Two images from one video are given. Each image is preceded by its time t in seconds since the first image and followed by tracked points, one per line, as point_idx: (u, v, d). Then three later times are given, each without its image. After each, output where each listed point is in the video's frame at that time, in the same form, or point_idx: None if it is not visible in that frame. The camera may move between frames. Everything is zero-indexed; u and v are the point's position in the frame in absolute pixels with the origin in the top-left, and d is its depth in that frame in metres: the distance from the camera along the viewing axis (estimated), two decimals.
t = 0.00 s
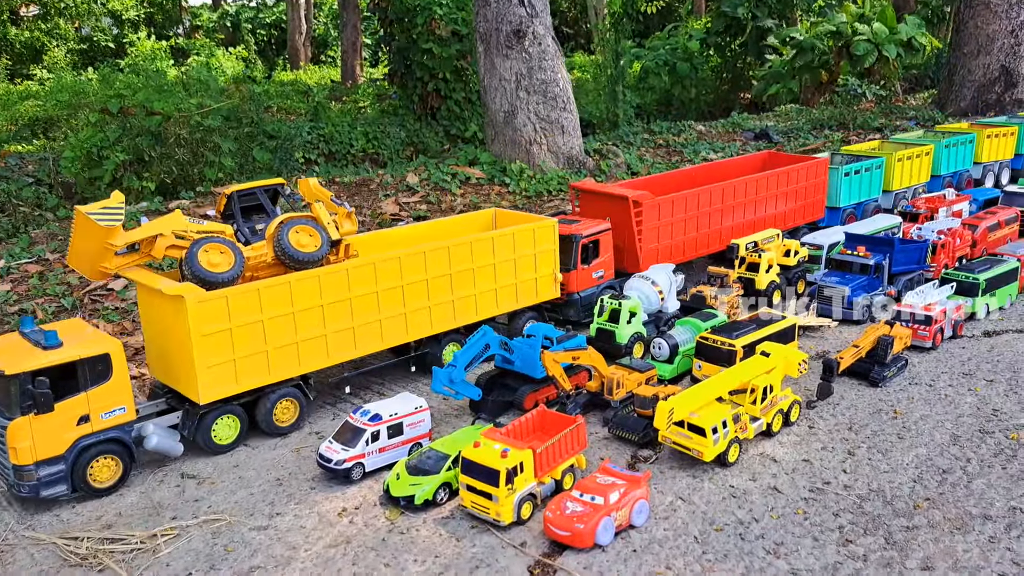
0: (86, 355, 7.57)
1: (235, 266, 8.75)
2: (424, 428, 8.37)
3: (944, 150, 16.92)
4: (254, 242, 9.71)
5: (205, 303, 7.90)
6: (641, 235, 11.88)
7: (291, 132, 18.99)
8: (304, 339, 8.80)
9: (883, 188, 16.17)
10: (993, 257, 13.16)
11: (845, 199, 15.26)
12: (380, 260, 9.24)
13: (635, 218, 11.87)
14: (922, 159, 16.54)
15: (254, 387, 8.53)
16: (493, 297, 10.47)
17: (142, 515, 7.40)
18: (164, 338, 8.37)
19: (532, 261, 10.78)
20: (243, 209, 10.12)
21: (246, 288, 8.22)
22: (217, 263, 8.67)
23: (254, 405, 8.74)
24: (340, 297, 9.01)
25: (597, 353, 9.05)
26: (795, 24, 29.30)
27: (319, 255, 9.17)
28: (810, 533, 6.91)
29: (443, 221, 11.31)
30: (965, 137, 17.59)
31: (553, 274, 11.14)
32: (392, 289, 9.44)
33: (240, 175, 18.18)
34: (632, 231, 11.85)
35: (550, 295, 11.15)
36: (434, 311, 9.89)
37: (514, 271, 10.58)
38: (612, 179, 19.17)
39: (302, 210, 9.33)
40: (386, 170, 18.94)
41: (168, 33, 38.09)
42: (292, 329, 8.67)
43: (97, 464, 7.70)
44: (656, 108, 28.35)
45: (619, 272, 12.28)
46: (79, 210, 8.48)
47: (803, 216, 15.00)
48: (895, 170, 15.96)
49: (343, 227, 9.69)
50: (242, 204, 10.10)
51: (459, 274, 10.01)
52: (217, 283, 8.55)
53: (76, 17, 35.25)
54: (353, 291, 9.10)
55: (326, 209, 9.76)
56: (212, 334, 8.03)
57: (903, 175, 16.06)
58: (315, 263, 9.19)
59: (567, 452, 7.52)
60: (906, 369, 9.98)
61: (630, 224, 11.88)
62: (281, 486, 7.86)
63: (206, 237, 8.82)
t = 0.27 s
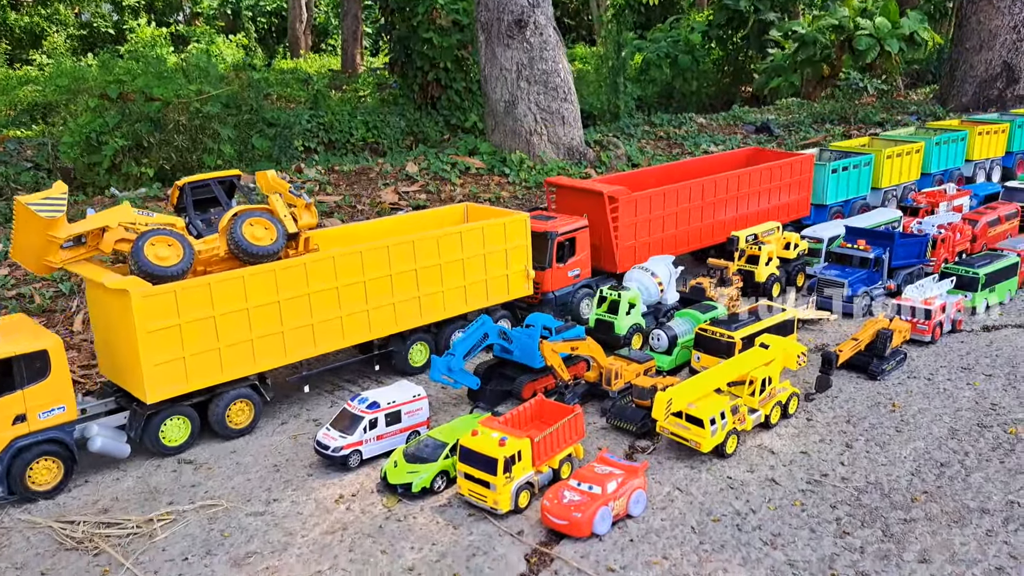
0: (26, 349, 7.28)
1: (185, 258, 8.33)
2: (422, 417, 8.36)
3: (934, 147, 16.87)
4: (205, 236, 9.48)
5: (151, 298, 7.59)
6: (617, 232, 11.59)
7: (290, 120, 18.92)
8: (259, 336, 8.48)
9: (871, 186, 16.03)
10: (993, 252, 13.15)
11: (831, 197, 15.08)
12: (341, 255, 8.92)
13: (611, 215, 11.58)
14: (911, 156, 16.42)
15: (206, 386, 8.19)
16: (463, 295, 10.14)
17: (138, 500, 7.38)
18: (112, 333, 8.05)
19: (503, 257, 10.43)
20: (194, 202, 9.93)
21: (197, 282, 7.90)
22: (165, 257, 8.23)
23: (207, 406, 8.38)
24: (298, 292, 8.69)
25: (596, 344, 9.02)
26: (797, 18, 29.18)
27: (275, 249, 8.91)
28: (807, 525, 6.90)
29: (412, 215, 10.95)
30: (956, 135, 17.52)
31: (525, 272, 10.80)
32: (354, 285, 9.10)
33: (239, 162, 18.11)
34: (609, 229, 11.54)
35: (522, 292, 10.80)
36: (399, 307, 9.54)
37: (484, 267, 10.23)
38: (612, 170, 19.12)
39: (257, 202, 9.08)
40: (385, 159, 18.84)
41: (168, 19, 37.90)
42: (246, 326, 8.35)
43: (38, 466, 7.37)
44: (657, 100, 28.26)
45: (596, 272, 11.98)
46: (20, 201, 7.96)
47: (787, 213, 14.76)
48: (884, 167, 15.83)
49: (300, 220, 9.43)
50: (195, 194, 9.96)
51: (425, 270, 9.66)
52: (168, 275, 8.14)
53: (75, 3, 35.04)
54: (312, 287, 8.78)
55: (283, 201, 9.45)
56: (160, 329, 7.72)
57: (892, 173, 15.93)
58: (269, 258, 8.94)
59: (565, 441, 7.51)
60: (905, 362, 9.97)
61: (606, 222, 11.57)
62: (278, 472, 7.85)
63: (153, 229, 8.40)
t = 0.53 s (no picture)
0: None
1: (148, 245, 7.82)
2: (431, 400, 8.23)
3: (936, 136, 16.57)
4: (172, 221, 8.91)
5: (109, 287, 7.20)
6: (607, 222, 11.38)
7: (292, 100, 18.67)
8: (228, 328, 8.10)
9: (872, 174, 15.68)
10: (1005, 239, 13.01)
11: (830, 184, 14.75)
12: (315, 243, 8.53)
13: (602, 203, 11.37)
14: (913, 145, 16.07)
15: (169, 380, 7.81)
16: (445, 286, 9.73)
17: (144, 481, 7.26)
18: (72, 323, 7.68)
19: (488, 247, 10.01)
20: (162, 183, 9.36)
21: (159, 271, 7.51)
22: (127, 244, 7.71)
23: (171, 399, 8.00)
24: (269, 282, 8.31)
25: (608, 328, 8.88)
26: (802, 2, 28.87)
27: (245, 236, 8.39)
28: (825, 513, 6.80)
29: (394, 200, 10.52)
30: (957, 123, 17.21)
31: (511, 261, 10.38)
32: (329, 274, 8.71)
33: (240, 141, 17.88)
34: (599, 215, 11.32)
35: (508, 282, 10.39)
36: (377, 299, 9.14)
37: (468, 257, 9.82)
38: (617, 154, 18.93)
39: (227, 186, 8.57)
40: (387, 140, 18.60)
41: None
42: (212, 317, 7.97)
43: None
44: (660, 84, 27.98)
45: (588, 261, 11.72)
46: None
47: (784, 202, 14.48)
48: (885, 155, 15.42)
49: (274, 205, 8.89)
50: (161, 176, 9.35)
51: (405, 259, 9.26)
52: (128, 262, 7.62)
53: None
54: (284, 277, 8.40)
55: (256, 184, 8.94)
56: (121, 321, 7.35)
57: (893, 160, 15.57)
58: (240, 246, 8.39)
59: (577, 427, 7.38)
60: (919, 350, 9.86)
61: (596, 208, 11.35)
62: (286, 455, 7.74)
63: (114, 214, 7.88)
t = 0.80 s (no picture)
0: None
1: (117, 236, 7.33)
2: (449, 389, 8.01)
3: (946, 118, 16.25)
4: (143, 210, 8.35)
5: (74, 281, 6.71)
6: (607, 207, 10.77)
7: (295, 80, 18.34)
8: (205, 324, 7.61)
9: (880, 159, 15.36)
10: None
11: (836, 169, 14.32)
12: (297, 233, 8.00)
13: (601, 187, 10.74)
14: (922, 128, 15.74)
15: (142, 379, 7.33)
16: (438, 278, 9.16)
17: (156, 472, 7.05)
18: (39, 319, 7.21)
19: (484, 237, 9.43)
20: (135, 170, 8.70)
21: (128, 264, 7.01)
22: (94, 234, 7.21)
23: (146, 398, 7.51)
24: (248, 275, 7.80)
25: (630, 315, 8.66)
26: None
27: (222, 227, 7.72)
28: (859, 507, 6.60)
29: (385, 187, 9.94)
30: (966, 106, 16.90)
31: (508, 252, 9.82)
32: (312, 267, 8.19)
33: (243, 123, 17.57)
34: (599, 200, 10.72)
35: (505, 274, 9.82)
36: (364, 292, 8.60)
37: (462, 248, 9.25)
38: (625, 136, 18.60)
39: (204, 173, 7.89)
40: (392, 122, 18.28)
41: None
42: (187, 312, 7.47)
43: None
44: (664, 65, 27.53)
45: (586, 247, 11.14)
46: None
47: (789, 187, 13.89)
48: (893, 139, 15.14)
49: (256, 193, 8.17)
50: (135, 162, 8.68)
51: (394, 250, 8.72)
52: (95, 254, 7.16)
53: None
54: (264, 270, 7.88)
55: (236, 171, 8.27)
56: (88, 317, 6.86)
57: (902, 144, 15.24)
58: (218, 237, 7.76)
59: (602, 416, 7.18)
60: (945, 336, 9.64)
61: (596, 193, 10.74)
62: (300, 445, 7.53)
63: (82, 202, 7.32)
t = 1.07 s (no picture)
0: None
1: (70, 235, 6.88)
2: (458, 386, 7.68)
3: (960, 102, 15.76)
4: (101, 208, 7.83)
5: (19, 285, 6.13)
6: (604, 198, 10.31)
7: (299, 61, 17.91)
8: (169, 329, 7.03)
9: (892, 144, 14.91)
10: None
11: (846, 156, 13.78)
12: (268, 230, 7.41)
13: (598, 177, 10.28)
14: (936, 112, 15.27)
15: (101, 391, 6.76)
16: (422, 275, 8.58)
17: (153, 476, 6.76)
18: None
19: (472, 231, 8.85)
20: (92, 164, 8.32)
21: (81, 266, 6.43)
22: (45, 235, 6.77)
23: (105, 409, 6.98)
24: (217, 275, 7.22)
25: (646, 309, 8.33)
26: None
27: (184, 224, 7.21)
28: (889, 514, 6.28)
29: (366, 178, 9.32)
30: (982, 89, 16.42)
31: (498, 247, 9.22)
32: (286, 265, 7.62)
33: (246, 105, 17.17)
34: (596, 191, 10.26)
35: (494, 270, 9.23)
36: (343, 291, 8.03)
37: (449, 243, 8.67)
38: (635, 117, 18.11)
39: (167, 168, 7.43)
40: (397, 103, 17.85)
41: None
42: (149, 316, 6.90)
43: None
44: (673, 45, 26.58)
45: (583, 239, 10.71)
46: None
47: (794, 174, 13.39)
48: (906, 123, 14.68)
49: (222, 188, 7.74)
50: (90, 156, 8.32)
51: (376, 246, 8.14)
52: (44, 255, 6.70)
53: None
54: (233, 270, 7.30)
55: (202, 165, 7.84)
56: (38, 325, 6.30)
57: (914, 129, 14.77)
58: (180, 236, 7.23)
59: (618, 417, 6.85)
60: (973, 329, 9.28)
61: (593, 184, 10.29)
62: (303, 446, 7.23)
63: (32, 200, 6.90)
